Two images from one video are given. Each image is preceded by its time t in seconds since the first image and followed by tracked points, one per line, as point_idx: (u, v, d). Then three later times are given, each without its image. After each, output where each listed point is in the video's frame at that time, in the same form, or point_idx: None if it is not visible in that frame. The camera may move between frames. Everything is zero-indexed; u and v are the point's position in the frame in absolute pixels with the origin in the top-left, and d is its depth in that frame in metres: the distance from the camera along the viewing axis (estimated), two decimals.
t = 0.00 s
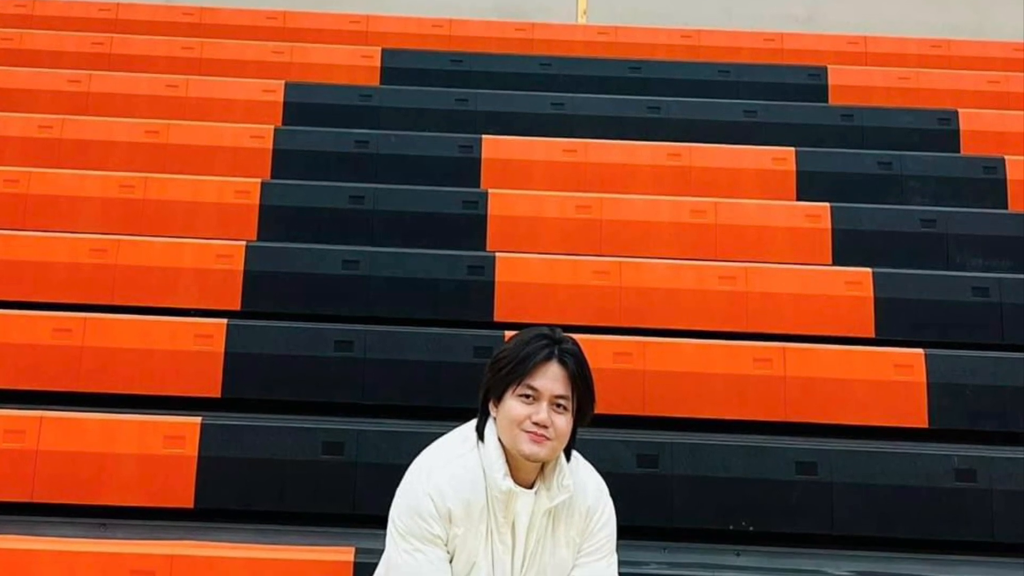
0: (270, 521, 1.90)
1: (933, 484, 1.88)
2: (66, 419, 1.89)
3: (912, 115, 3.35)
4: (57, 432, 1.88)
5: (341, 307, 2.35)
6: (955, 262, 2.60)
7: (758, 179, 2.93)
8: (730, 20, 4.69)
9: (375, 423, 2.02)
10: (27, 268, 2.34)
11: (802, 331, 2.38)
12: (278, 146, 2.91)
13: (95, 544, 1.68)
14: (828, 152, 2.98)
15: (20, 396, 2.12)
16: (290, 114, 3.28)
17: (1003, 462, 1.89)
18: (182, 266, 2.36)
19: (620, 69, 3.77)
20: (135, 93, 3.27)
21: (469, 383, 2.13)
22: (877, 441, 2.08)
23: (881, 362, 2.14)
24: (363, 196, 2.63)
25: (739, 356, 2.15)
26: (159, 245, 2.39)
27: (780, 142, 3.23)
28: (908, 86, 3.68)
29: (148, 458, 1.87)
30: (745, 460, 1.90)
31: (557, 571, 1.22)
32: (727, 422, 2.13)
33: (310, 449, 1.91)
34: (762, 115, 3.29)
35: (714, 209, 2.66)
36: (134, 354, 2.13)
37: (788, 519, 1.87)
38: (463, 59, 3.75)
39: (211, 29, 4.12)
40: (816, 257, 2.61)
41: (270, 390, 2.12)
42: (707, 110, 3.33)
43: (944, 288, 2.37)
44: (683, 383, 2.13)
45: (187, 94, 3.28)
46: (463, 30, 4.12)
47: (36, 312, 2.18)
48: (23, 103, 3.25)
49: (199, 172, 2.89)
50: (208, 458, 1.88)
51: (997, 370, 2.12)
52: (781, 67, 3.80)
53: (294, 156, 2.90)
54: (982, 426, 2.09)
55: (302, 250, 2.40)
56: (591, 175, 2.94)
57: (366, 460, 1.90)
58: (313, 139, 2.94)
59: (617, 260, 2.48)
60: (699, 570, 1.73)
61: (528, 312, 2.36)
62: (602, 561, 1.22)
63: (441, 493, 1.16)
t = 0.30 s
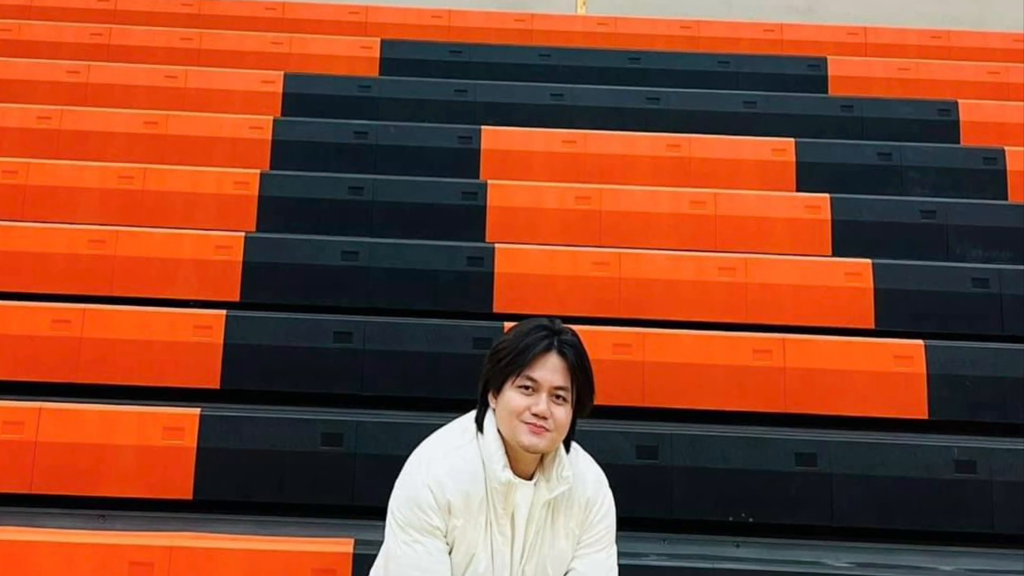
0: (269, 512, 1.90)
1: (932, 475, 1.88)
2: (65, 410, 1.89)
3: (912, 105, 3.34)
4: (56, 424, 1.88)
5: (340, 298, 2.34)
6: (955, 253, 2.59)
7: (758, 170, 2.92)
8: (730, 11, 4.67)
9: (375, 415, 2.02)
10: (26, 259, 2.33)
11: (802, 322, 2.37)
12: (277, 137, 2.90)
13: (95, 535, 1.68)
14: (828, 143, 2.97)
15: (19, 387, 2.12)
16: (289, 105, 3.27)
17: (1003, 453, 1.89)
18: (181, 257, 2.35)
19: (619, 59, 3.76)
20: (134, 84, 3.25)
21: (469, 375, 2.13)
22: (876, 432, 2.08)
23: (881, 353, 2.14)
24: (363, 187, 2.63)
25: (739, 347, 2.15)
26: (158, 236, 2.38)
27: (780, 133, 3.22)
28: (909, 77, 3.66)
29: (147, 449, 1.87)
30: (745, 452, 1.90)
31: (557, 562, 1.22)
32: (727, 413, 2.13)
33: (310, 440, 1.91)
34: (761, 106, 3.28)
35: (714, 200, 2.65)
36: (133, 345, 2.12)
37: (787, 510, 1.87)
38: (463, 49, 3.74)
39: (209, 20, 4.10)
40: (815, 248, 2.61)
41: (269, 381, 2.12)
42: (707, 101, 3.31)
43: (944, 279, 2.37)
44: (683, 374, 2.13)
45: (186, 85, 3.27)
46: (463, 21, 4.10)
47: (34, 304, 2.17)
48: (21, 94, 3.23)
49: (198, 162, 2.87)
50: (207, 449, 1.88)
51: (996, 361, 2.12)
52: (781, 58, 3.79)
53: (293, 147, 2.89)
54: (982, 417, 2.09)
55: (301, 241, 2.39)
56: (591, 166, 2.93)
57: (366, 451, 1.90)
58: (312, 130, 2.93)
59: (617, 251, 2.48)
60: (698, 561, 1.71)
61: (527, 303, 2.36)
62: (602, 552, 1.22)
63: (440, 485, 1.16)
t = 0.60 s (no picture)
0: (268, 503, 1.90)
1: (933, 466, 1.88)
2: (63, 401, 1.89)
3: (912, 96, 3.32)
4: (54, 415, 1.88)
5: (339, 289, 2.33)
6: (955, 244, 2.58)
7: (758, 161, 2.91)
8: (730, 2, 4.65)
9: (374, 406, 2.01)
10: (25, 250, 2.33)
11: (802, 313, 2.37)
12: (276, 128, 2.89)
13: (93, 526, 1.68)
14: (828, 134, 2.96)
15: (18, 378, 2.11)
16: (288, 96, 3.25)
17: (1003, 444, 1.89)
18: (180, 248, 2.34)
19: (619, 50, 3.74)
20: (132, 75, 3.24)
21: (468, 366, 2.13)
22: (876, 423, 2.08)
23: (881, 344, 2.14)
24: (362, 178, 2.62)
25: (739, 338, 2.14)
26: (157, 227, 2.37)
27: (779, 124, 3.21)
28: (909, 68, 3.65)
29: (146, 440, 1.87)
30: (744, 443, 1.90)
31: (556, 554, 1.21)
32: (727, 404, 2.12)
33: (309, 432, 1.90)
34: (761, 96, 3.26)
35: (714, 191, 2.64)
36: (131, 336, 2.12)
37: (787, 501, 1.87)
38: (462, 39, 3.72)
39: (209, 11, 4.00)
40: (815, 239, 2.60)
41: (268, 372, 2.11)
42: (707, 91, 3.30)
43: (943, 270, 2.36)
44: (683, 365, 2.13)
45: (185, 76, 3.25)
46: (462, 11, 4.08)
47: (33, 295, 2.16)
48: (20, 85, 3.22)
49: (197, 154, 2.86)
50: (206, 441, 1.88)
51: (996, 352, 2.11)
52: (781, 48, 3.77)
53: (292, 137, 2.88)
54: (982, 409, 2.09)
55: (300, 232, 2.38)
56: (590, 156, 2.92)
57: (365, 442, 1.89)
58: (311, 121, 2.92)
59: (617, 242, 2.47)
60: (698, 552, 1.71)
61: (526, 294, 2.35)
62: (602, 543, 1.21)
63: (439, 476, 1.16)
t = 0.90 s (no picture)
0: (267, 495, 1.90)
1: (931, 458, 1.88)
2: (62, 393, 1.89)
3: (912, 87, 3.31)
4: (53, 407, 1.87)
5: (338, 280, 2.33)
6: (955, 235, 2.58)
7: (758, 152, 2.90)
8: None
9: (373, 397, 2.01)
10: (24, 242, 2.32)
11: (802, 304, 2.36)
12: (275, 119, 2.88)
13: (92, 518, 1.68)
14: (827, 124, 2.95)
15: (16, 369, 2.11)
16: (287, 86, 3.24)
17: (1003, 436, 1.89)
18: (178, 239, 2.34)
19: (619, 41, 3.72)
20: (131, 66, 3.22)
21: (467, 357, 2.12)
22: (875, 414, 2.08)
23: (881, 335, 2.14)
24: (361, 169, 2.61)
25: (739, 329, 2.14)
26: (155, 218, 2.36)
27: (779, 115, 3.20)
28: (909, 59, 3.64)
29: (145, 432, 1.87)
30: (744, 434, 1.90)
31: (556, 545, 1.21)
32: (726, 396, 2.12)
33: (308, 423, 1.90)
34: (761, 87, 3.25)
35: (713, 182, 2.63)
36: (130, 328, 2.11)
37: (787, 492, 1.87)
38: (460, 30, 3.70)
39: (208, 2, 3.99)
40: (814, 230, 2.59)
41: (266, 364, 2.11)
42: (706, 82, 3.29)
43: (943, 261, 2.36)
44: (682, 356, 2.12)
45: (184, 67, 3.24)
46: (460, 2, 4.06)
47: (32, 286, 2.16)
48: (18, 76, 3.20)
49: (196, 145, 2.85)
50: (205, 432, 1.88)
51: (994, 343, 2.11)
52: (782, 39, 3.76)
53: (291, 128, 2.87)
54: (982, 400, 2.09)
55: (299, 223, 2.37)
56: (589, 147, 2.91)
57: (365, 433, 1.89)
58: (310, 111, 2.90)
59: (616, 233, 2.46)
60: (697, 544, 1.71)
61: (526, 285, 2.35)
62: (601, 535, 1.21)
63: (439, 468, 1.15)
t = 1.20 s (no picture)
0: (266, 486, 1.90)
1: (931, 449, 1.88)
2: (61, 384, 1.88)
3: (912, 78, 3.30)
4: (52, 398, 1.87)
5: (337, 272, 2.32)
6: (955, 226, 2.57)
7: (758, 143, 2.89)
8: None
9: (372, 388, 2.01)
10: (23, 233, 2.31)
11: (802, 295, 2.36)
12: (274, 110, 2.87)
13: (91, 509, 1.67)
14: (827, 115, 2.94)
15: (15, 361, 2.10)
16: (286, 77, 3.22)
17: (1003, 427, 1.89)
18: (177, 230, 2.33)
19: (619, 31, 3.70)
20: (130, 56, 3.20)
21: (467, 349, 2.12)
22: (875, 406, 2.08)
23: (880, 327, 2.13)
24: (360, 160, 2.60)
25: (739, 321, 2.14)
26: (154, 209, 2.35)
27: (779, 106, 3.19)
28: (909, 49, 3.62)
29: (144, 423, 1.87)
30: (744, 426, 1.90)
31: (555, 536, 1.21)
32: (726, 387, 2.12)
33: (307, 415, 1.90)
34: (761, 78, 3.24)
35: (713, 173, 2.62)
36: (129, 319, 2.11)
37: (786, 484, 1.87)
38: (460, 20, 3.68)
39: None
40: (814, 221, 2.59)
41: (265, 355, 2.10)
42: (707, 73, 3.27)
43: (943, 252, 2.35)
44: (683, 347, 2.12)
45: (183, 58, 3.22)
46: None
47: (30, 277, 2.15)
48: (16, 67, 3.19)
49: (195, 136, 2.84)
50: (204, 423, 1.87)
51: (994, 334, 2.11)
52: (782, 30, 3.74)
53: (290, 119, 2.85)
54: (982, 391, 2.09)
55: (298, 214, 2.37)
56: (588, 138, 2.89)
57: (364, 425, 1.89)
58: (310, 102, 2.89)
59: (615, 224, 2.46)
60: (697, 535, 1.71)
61: (525, 276, 2.34)
62: (601, 526, 1.21)
63: (438, 459, 1.15)
